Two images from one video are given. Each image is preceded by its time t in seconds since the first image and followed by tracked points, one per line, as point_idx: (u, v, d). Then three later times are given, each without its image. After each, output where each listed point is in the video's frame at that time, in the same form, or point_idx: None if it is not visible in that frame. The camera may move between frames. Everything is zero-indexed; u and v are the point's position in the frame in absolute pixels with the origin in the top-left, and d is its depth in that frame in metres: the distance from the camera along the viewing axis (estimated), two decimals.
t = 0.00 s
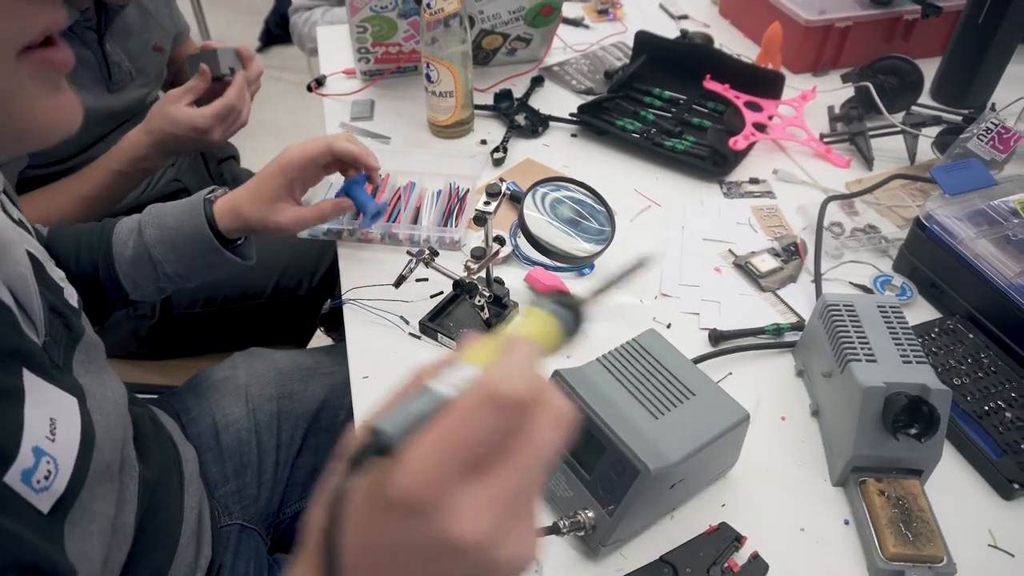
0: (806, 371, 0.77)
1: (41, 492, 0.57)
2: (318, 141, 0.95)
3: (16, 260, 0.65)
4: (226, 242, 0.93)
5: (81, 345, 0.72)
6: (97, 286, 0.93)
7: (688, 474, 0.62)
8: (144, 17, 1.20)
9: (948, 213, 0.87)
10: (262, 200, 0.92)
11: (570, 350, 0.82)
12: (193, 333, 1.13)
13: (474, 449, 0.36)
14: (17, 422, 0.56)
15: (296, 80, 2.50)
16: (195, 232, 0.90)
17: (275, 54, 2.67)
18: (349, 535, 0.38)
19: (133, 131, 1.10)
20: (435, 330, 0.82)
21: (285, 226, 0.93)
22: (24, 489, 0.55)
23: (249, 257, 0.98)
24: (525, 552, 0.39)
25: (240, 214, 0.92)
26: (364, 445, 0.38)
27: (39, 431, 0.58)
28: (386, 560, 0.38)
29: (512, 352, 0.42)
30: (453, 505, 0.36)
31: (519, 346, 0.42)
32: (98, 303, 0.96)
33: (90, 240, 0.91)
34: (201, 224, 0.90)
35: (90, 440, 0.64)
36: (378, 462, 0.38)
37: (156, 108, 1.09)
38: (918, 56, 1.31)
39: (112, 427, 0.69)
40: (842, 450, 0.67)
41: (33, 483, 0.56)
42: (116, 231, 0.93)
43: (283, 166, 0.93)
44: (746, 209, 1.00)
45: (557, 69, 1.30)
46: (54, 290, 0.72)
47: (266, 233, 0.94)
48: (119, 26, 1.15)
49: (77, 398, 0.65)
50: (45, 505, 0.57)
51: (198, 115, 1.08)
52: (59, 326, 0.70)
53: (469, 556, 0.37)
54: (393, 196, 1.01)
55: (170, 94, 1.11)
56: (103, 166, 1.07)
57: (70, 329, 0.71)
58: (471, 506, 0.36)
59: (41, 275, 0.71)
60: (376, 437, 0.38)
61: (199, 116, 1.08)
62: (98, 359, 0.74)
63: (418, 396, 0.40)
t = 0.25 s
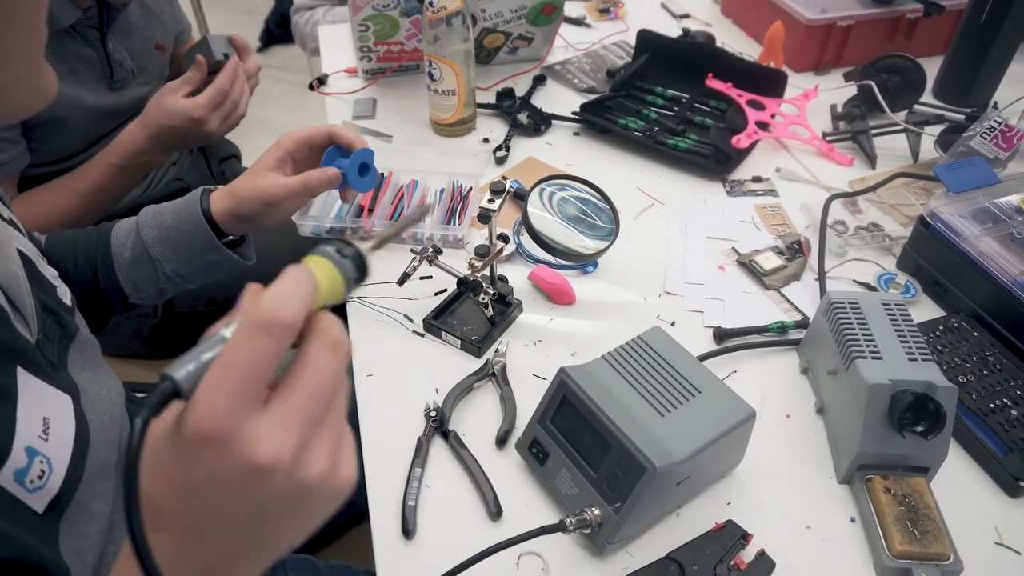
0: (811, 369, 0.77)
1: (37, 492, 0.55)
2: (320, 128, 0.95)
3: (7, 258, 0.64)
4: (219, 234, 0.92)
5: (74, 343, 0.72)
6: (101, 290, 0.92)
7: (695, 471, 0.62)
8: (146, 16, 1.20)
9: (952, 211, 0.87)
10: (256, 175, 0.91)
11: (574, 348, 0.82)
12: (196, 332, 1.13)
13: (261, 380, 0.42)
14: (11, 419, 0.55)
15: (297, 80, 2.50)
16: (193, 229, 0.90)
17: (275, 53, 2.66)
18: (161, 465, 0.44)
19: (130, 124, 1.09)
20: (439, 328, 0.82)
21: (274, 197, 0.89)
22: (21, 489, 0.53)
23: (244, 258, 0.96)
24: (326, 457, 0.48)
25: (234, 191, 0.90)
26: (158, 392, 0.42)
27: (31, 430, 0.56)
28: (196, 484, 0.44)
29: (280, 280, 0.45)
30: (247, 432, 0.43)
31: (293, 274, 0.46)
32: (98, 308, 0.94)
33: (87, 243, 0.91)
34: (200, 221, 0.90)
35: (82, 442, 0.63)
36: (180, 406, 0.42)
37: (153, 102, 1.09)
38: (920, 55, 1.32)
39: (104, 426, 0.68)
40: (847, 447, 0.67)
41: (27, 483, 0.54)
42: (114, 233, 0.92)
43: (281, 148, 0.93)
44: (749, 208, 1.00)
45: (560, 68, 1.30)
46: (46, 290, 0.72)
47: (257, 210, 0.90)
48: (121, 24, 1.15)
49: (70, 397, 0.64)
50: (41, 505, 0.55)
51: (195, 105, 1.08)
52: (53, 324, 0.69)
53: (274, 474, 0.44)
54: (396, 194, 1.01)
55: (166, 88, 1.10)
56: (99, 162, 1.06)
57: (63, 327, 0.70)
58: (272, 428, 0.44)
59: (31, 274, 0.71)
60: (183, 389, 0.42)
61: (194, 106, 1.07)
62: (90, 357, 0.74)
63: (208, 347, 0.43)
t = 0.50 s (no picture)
0: (815, 368, 0.77)
1: (41, 485, 0.56)
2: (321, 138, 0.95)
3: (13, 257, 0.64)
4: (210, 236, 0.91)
5: (80, 341, 0.71)
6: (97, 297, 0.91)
7: (700, 471, 0.62)
8: (149, 15, 1.20)
9: (955, 211, 0.87)
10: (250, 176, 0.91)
11: (578, 348, 0.82)
12: (198, 333, 1.13)
13: (295, 361, 0.50)
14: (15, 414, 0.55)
15: (297, 80, 2.49)
16: (187, 233, 0.90)
17: (275, 54, 2.66)
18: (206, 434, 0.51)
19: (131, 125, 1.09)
20: (443, 328, 0.82)
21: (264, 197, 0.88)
22: (24, 482, 0.54)
23: (240, 267, 0.95)
24: (338, 424, 0.56)
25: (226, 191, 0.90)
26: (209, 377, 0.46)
27: (37, 424, 0.57)
28: (234, 449, 0.51)
29: (303, 281, 0.54)
30: (283, 405, 0.50)
31: (310, 277, 0.54)
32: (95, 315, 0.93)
33: (85, 248, 0.91)
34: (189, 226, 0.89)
35: (88, 436, 0.63)
36: (226, 382, 0.49)
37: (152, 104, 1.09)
38: (922, 55, 1.32)
39: (108, 424, 0.68)
40: (852, 447, 0.67)
41: (32, 477, 0.55)
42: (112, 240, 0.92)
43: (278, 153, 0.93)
44: (752, 208, 1.00)
45: (562, 68, 1.30)
46: (51, 289, 0.72)
47: (248, 210, 0.90)
48: (125, 24, 1.15)
49: (75, 395, 0.64)
50: (46, 498, 0.57)
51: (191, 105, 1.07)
52: (57, 324, 0.69)
53: (301, 439, 0.51)
54: (399, 194, 1.01)
55: (166, 90, 1.10)
56: (99, 163, 1.06)
57: (68, 326, 0.70)
58: (302, 402, 0.51)
59: (37, 272, 0.71)
60: (230, 369, 0.48)
61: (194, 107, 1.08)
62: (96, 355, 0.73)
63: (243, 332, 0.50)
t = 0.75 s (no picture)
0: (819, 367, 0.77)
1: (54, 472, 0.56)
2: (331, 138, 0.94)
3: (21, 248, 0.64)
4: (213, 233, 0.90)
5: (87, 334, 0.71)
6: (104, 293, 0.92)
7: (704, 469, 0.62)
8: (151, 15, 1.20)
9: (958, 209, 0.87)
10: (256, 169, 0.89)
11: (581, 347, 0.82)
12: (199, 331, 1.12)
13: (321, 342, 0.55)
14: (27, 402, 0.55)
15: (297, 80, 2.49)
16: (187, 231, 0.88)
17: (275, 53, 2.66)
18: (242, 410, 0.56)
19: (125, 127, 1.10)
20: (446, 326, 0.82)
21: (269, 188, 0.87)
22: (38, 468, 0.54)
23: (245, 267, 0.94)
24: (361, 402, 0.60)
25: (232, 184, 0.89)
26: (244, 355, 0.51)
27: (51, 412, 0.57)
28: (269, 423, 0.55)
29: (326, 268, 0.58)
30: (312, 382, 0.55)
31: (336, 263, 0.59)
32: (101, 310, 0.94)
33: (92, 246, 0.91)
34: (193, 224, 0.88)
35: (98, 428, 0.63)
36: (260, 362, 0.54)
37: (145, 106, 1.09)
38: (923, 55, 1.32)
39: (116, 418, 0.68)
40: (856, 445, 0.67)
41: (46, 463, 0.55)
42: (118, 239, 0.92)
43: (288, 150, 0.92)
44: (755, 206, 1.00)
45: (563, 67, 1.30)
46: (58, 282, 0.72)
47: (251, 201, 0.88)
48: (126, 23, 1.15)
49: (85, 385, 0.64)
50: (58, 485, 0.56)
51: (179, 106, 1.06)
52: (66, 316, 0.69)
53: (330, 414, 0.56)
54: (401, 193, 1.01)
55: (158, 91, 1.10)
56: (94, 162, 1.06)
57: (76, 318, 0.70)
58: (329, 380, 0.56)
59: (47, 264, 0.71)
60: (265, 348, 0.53)
61: (181, 108, 1.06)
62: (102, 348, 0.73)
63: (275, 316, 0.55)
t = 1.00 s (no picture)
0: (820, 368, 0.77)
1: (63, 472, 0.56)
2: (336, 140, 0.95)
3: (28, 251, 0.65)
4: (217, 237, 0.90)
5: (95, 337, 0.72)
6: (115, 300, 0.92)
7: (706, 469, 0.63)
8: (152, 17, 1.20)
9: (958, 210, 0.87)
10: (267, 171, 0.90)
11: (582, 348, 0.82)
12: (203, 332, 1.13)
13: (349, 349, 0.59)
14: (37, 402, 0.55)
15: (297, 81, 2.49)
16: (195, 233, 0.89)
17: (275, 54, 2.66)
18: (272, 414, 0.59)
19: (122, 130, 1.10)
20: (448, 328, 0.82)
21: (281, 191, 0.87)
22: (46, 467, 0.55)
23: (251, 271, 0.95)
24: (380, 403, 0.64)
25: (242, 187, 0.89)
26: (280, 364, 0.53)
27: (60, 413, 0.58)
28: (301, 424, 0.59)
29: (350, 281, 0.63)
30: (341, 386, 0.59)
31: (357, 275, 0.63)
32: (111, 316, 0.95)
33: (102, 252, 0.92)
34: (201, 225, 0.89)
35: (106, 431, 0.64)
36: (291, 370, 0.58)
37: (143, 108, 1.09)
38: (923, 55, 1.32)
39: (123, 420, 0.69)
40: (857, 445, 0.67)
41: (54, 463, 0.55)
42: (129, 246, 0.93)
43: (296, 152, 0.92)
44: (755, 208, 1.01)
45: (564, 68, 1.30)
46: (67, 285, 0.72)
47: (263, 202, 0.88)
48: (128, 25, 1.15)
49: (92, 388, 0.64)
50: (67, 486, 0.57)
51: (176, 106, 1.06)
52: (73, 318, 0.69)
53: (357, 416, 0.60)
54: (403, 194, 1.01)
55: (156, 92, 1.10)
56: (92, 164, 1.06)
57: (83, 322, 0.71)
58: (355, 384, 0.60)
59: (57, 268, 0.72)
60: (297, 357, 0.55)
61: (176, 108, 1.06)
62: (109, 351, 0.74)
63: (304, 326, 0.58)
